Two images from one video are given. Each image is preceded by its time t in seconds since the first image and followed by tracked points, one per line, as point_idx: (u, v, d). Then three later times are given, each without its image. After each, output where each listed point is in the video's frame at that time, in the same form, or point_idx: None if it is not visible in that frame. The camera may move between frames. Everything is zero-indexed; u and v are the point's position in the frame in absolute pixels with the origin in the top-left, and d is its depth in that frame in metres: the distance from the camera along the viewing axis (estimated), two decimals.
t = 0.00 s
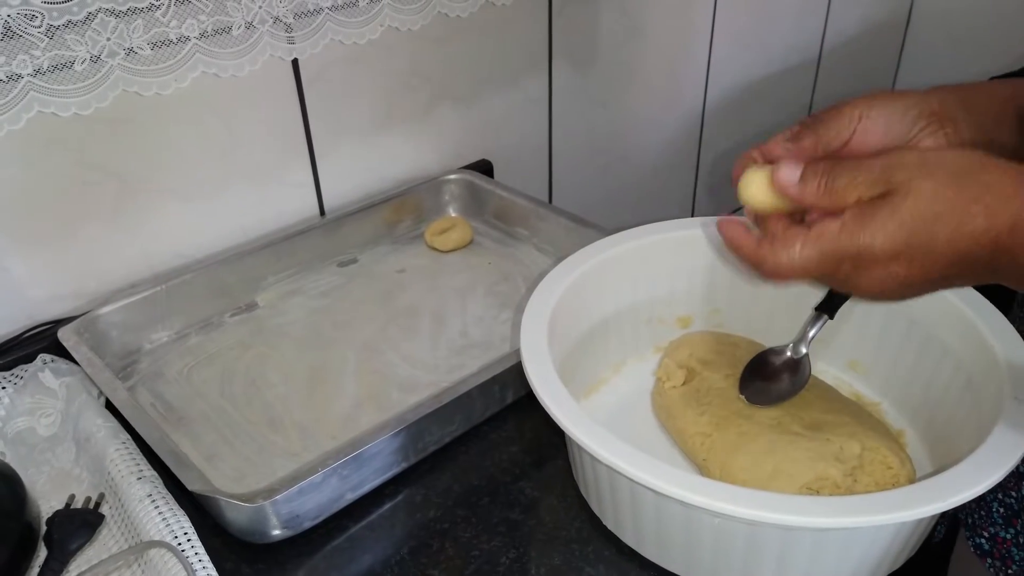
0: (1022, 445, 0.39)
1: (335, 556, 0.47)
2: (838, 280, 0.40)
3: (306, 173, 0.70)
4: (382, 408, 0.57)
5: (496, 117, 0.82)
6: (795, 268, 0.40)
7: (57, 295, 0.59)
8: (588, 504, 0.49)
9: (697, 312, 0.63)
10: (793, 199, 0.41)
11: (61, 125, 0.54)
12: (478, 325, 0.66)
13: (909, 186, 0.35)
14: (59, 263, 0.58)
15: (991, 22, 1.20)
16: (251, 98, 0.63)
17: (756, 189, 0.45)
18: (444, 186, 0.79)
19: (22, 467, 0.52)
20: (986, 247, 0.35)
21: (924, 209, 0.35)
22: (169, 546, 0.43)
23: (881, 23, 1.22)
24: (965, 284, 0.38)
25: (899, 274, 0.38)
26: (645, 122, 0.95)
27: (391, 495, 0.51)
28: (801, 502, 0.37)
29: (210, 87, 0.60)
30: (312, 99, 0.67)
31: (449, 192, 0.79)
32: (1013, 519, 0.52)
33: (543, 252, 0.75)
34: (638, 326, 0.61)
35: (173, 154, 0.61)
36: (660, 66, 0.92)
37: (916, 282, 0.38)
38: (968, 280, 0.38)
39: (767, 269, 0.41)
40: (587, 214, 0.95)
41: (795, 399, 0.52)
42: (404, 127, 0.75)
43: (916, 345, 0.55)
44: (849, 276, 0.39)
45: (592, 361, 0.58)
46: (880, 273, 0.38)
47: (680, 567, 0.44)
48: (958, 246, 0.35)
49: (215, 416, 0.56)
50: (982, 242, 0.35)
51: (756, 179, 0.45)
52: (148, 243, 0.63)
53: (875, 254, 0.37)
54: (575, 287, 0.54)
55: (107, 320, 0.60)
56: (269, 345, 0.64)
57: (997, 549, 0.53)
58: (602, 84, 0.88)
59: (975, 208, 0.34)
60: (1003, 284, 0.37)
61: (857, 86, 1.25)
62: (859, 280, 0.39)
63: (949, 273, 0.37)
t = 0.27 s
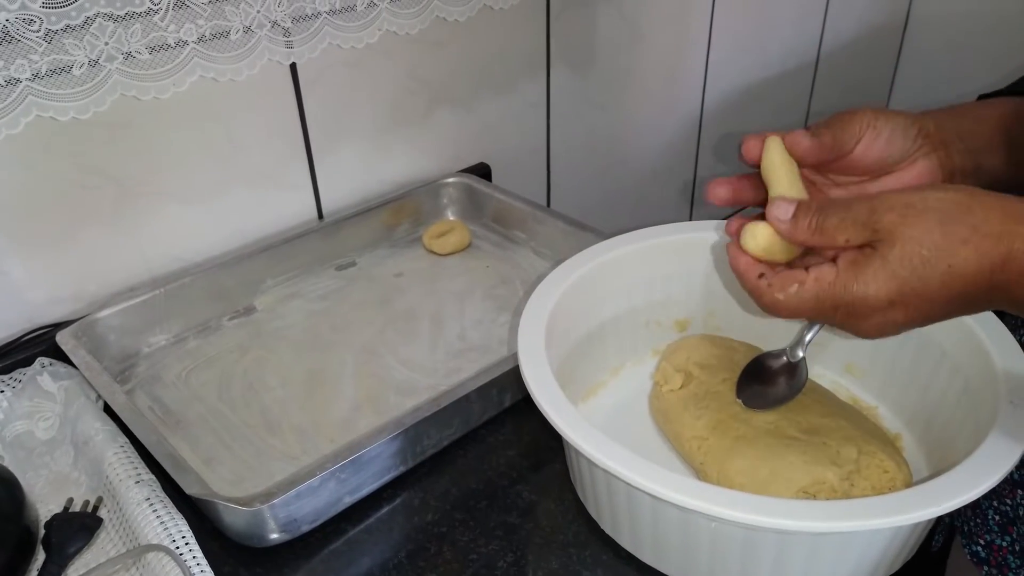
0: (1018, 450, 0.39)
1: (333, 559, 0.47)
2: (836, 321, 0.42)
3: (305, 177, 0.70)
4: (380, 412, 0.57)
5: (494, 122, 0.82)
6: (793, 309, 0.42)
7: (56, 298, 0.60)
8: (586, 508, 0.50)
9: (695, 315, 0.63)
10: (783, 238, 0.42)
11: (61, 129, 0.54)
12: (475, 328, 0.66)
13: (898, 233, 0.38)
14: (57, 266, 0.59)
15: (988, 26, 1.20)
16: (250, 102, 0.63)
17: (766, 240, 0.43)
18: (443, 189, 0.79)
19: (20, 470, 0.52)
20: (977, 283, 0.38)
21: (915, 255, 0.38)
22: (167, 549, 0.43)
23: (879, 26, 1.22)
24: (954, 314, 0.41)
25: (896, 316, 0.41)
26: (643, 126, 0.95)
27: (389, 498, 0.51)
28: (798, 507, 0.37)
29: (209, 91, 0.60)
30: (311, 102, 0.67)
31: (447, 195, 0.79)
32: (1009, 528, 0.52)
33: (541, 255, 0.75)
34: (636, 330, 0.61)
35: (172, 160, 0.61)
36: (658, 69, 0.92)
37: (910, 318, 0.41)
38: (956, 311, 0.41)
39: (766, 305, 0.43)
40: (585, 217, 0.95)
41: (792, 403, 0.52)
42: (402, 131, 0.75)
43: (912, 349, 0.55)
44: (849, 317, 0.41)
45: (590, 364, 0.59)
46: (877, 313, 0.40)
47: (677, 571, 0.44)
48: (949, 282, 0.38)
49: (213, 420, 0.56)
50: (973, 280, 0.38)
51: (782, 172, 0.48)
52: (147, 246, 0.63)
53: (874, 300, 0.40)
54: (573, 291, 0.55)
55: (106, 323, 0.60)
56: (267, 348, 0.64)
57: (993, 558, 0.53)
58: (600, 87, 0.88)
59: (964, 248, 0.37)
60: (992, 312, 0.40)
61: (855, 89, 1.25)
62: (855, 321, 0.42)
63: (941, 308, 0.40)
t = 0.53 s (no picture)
0: (1015, 453, 0.39)
1: (331, 560, 0.48)
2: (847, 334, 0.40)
3: (304, 178, 0.70)
4: (378, 413, 0.57)
5: (493, 124, 0.82)
6: (803, 326, 0.39)
7: (55, 298, 0.60)
8: (584, 509, 0.50)
9: (694, 318, 0.63)
10: (798, 250, 0.41)
11: (60, 130, 0.54)
12: (474, 330, 0.66)
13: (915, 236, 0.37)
14: (57, 266, 0.59)
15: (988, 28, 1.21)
16: (249, 102, 0.63)
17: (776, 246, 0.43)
18: (442, 191, 0.79)
19: (19, 470, 0.52)
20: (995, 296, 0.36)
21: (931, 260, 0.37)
22: (166, 549, 0.43)
23: (878, 29, 1.22)
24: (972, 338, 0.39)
25: (909, 323, 0.39)
26: (642, 127, 0.95)
27: (387, 499, 0.51)
28: (794, 509, 0.37)
29: (209, 92, 0.60)
30: (310, 103, 0.67)
31: (446, 196, 0.80)
32: (1009, 533, 0.52)
33: (540, 257, 0.75)
34: (635, 332, 0.62)
35: (171, 161, 0.61)
36: (658, 71, 0.92)
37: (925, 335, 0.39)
38: (974, 336, 0.39)
39: (773, 330, 0.40)
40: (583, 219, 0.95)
41: (790, 405, 0.52)
42: (402, 132, 0.75)
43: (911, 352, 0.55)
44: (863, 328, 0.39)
45: (589, 365, 0.59)
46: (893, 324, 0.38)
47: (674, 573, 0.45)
48: (968, 293, 0.37)
49: (212, 420, 0.56)
50: (993, 295, 0.36)
51: (822, 185, 0.48)
52: (147, 247, 0.63)
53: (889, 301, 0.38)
54: (572, 292, 0.55)
55: (105, 323, 0.60)
56: (266, 349, 0.64)
57: (993, 564, 0.53)
58: (599, 89, 0.88)
59: (981, 256, 0.36)
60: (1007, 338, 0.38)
61: (854, 92, 1.25)
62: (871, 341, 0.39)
63: (959, 326, 0.38)
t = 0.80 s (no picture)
0: (1014, 456, 0.39)
1: (333, 562, 0.48)
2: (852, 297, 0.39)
3: (306, 181, 0.71)
4: (380, 415, 0.57)
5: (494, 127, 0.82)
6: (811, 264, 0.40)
7: (58, 300, 0.60)
8: (585, 512, 0.50)
9: (695, 320, 0.63)
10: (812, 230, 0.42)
11: (64, 134, 0.54)
12: (475, 332, 0.66)
13: (931, 211, 0.38)
14: (60, 269, 0.59)
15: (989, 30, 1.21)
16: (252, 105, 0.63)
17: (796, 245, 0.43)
18: (444, 193, 0.79)
19: (22, 472, 0.52)
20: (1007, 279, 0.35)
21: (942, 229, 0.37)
22: (168, 551, 0.43)
23: (878, 31, 1.23)
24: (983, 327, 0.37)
25: (911, 296, 0.37)
26: (644, 130, 0.95)
27: (389, 501, 0.51)
28: (795, 511, 0.37)
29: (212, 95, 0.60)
30: (312, 106, 0.67)
31: (448, 199, 0.80)
32: (1009, 536, 0.52)
33: (541, 259, 0.76)
34: (636, 335, 0.62)
35: (174, 164, 0.61)
36: (658, 74, 0.93)
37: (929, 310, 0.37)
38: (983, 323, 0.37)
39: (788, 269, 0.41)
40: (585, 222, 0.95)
41: (791, 408, 0.52)
42: (403, 135, 0.75)
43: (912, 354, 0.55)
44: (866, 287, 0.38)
45: (590, 368, 0.59)
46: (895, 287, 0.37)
47: None
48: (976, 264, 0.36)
49: (214, 422, 0.56)
50: (1003, 270, 0.35)
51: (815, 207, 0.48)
52: (150, 250, 0.63)
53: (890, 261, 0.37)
54: (573, 295, 0.55)
55: (108, 326, 0.60)
56: (268, 351, 0.64)
57: (993, 567, 0.53)
58: (601, 92, 0.88)
59: (994, 231, 0.36)
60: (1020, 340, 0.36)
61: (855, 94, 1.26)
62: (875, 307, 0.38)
63: (967, 306, 0.36)
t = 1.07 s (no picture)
0: (1014, 460, 0.39)
1: (333, 564, 0.48)
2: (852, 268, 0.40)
3: (308, 184, 0.71)
4: (381, 418, 0.57)
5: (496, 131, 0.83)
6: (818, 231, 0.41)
7: (61, 303, 0.60)
8: (585, 515, 0.50)
9: (695, 324, 0.63)
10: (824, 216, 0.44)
11: (68, 137, 0.55)
12: (476, 335, 0.66)
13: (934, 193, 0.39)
14: (63, 272, 0.59)
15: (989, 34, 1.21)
16: (254, 109, 0.64)
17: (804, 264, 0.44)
18: (445, 197, 0.80)
19: (24, 474, 0.52)
20: (1003, 256, 0.36)
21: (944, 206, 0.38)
22: (169, 553, 0.43)
23: (879, 36, 1.23)
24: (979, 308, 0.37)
25: (909, 266, 0.38)
26: (645, 134, 0.96)
27: (389, 504, 0.52)
28: (793, 515, 0.37)
29: (214, 99, 0.61)
30: (314, 110, 0.67)
31: (449, 203, 0.80)
32: (1006, 538, 0.52)
33: (542, 263, 0.76)
34: (636, 338, 0.62)
35: (177, 168, 0.62)
36: (660, 78, 0.93)
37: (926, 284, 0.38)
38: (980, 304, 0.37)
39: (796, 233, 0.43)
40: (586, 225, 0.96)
41: (790, 412, 0.52)
42: (405, 139, 0.76)
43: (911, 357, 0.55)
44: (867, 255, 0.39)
45: (590, 371, 0.59)
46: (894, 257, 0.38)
47: None
48: (977, 240, 0.37)
49: (215, 425, 0.57)
50: (1001, 249, 0.36)
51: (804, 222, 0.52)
52: (152, 253, 0.64)
53: (892, 228, 0.38)
54: (574, 298, 0.55)
55: (110, 328, 0.60)
56: (270, 354, 0.64)
57: (990, 569, 0.53)
58: (601, 96, 0.89)
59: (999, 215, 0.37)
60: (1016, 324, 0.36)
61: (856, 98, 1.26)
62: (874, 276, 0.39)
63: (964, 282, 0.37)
